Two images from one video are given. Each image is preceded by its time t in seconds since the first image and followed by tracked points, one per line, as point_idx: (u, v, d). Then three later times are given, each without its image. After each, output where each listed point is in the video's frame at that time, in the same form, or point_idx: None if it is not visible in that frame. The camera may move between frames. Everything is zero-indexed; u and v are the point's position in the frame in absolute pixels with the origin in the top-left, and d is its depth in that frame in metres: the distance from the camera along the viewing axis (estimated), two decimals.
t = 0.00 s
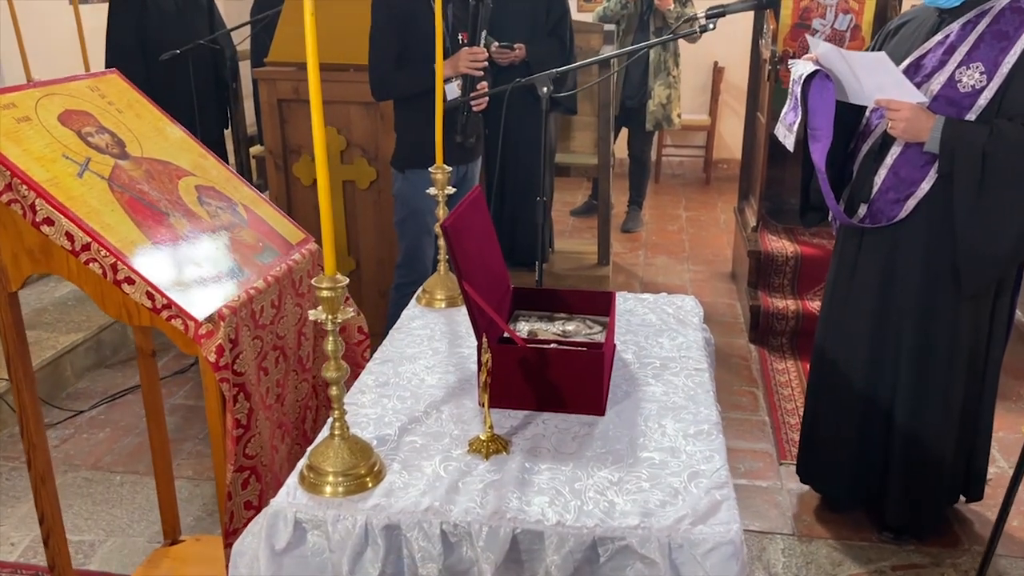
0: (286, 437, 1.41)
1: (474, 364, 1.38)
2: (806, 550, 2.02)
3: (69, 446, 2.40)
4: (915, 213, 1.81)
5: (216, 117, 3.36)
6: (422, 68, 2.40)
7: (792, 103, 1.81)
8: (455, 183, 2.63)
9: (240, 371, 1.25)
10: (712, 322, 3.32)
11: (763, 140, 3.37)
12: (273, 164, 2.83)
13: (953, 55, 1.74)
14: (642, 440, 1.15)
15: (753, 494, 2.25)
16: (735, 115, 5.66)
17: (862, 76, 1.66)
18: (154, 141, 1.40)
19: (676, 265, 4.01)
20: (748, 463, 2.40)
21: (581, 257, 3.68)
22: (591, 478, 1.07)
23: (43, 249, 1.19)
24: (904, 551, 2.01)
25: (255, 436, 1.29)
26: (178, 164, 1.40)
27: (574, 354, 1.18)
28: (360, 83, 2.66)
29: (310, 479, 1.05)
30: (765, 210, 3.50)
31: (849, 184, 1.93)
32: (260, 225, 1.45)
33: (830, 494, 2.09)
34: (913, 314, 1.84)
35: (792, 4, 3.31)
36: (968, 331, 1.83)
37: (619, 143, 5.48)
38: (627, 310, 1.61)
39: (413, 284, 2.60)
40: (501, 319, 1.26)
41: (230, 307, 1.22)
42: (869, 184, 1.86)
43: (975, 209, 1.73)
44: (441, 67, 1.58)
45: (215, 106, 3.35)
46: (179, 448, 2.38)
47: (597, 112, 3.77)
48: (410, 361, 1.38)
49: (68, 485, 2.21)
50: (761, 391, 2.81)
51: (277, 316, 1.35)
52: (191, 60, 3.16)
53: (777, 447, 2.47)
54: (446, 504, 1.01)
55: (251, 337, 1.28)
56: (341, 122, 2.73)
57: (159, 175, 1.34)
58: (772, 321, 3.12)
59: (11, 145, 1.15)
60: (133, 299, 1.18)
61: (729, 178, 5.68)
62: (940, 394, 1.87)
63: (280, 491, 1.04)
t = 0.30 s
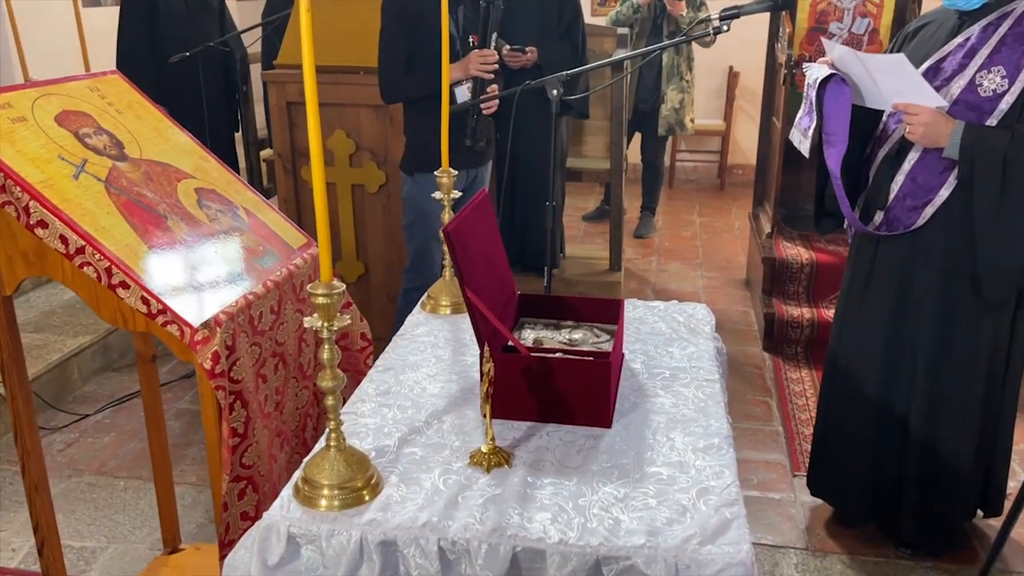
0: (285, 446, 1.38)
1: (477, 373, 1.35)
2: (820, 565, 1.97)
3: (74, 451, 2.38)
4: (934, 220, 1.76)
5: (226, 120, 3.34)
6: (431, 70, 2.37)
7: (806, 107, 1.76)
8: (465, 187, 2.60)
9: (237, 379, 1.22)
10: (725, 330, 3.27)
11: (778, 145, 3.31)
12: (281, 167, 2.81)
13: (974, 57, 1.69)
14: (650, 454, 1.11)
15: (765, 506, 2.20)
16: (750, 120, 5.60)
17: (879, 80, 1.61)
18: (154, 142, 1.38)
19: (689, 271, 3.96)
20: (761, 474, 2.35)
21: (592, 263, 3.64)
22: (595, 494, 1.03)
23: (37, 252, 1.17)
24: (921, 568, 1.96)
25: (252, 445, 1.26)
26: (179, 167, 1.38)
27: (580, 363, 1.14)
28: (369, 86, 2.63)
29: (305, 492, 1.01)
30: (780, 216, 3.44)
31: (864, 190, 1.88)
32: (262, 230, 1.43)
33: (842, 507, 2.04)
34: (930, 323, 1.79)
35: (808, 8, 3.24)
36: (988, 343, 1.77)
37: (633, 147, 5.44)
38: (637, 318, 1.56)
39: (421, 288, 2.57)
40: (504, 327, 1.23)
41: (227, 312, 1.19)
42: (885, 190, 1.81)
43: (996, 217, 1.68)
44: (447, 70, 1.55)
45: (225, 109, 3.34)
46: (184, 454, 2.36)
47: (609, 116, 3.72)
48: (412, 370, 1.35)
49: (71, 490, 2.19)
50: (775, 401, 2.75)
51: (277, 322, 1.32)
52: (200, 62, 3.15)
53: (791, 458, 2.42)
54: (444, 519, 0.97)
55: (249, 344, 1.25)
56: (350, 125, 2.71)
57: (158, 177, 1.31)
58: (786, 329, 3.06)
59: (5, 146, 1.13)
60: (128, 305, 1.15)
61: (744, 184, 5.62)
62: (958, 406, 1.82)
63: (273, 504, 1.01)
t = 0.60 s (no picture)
0: (281, 456, 1.35)
1: (479, 383, 1.31)
2: None
3: (78, 455, 2.36)
4: (954, 229, 1.70)
5: (237, 122, 3.33)
6: (441, 73, 2.34)
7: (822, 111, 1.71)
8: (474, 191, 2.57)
9: (230, 388, 1.19)
10: (740, 338, 3.22)
11: (794, 150, 3.26)
12: (290, 171, 2.79)
13: (996, 61, 1.64)
14: (655, 470, 1.07)
15: (778, 520, 2.15)
16: (766, 125, 5.54)
17: (899, 84, 1.56)
18: (152, 144, 1.35)
19: (703, 278, 3.91)
20: (775, 487, 2.30)
21: (604, 269, 3.59)
22: (597, 512, 0.98)
23: (27, 256, 1.14)
24: None
25: (246, 456, 1.23)
26: (176, 169, 1.35)
27: (582, 375, 1.10)
28: (379, 89, 2.61)
29: (295, 507, 0.97)
30: (796, 222, 3.38)
31: (881, 197, 1.83)
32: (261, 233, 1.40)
33: (857, 523, 1.99)
34: (949, 335, 1.74)
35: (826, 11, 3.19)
36: (1010, 355, 1.71)
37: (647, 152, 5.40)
38: (645, 327, 1.52)
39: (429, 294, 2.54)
40: (506, 336, 1.19)
41: (220, 319, 1.16)
42: (904, 197, 1.76)
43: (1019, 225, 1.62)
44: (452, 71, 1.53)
45: (236, 112, 3.32)
46: (188, 459, 2.34)
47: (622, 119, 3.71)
48: (412, 379, 1.31)
49: (74, 495, 2.17)
50: (790, 411, 2.70)
51: (274, 329, 1.29)
52: (211, 64, 3.13)
53: (805, 470, 2.36)
54: (438, 537, 0.94)
55: (243, 351, 1.22)
56: (359, 128, 2.68)
57: (154, 180, 1.29)
58: (802, 338, 3.01)
59: None
60: (119, 311, 1.12)
61: (760, 190, 5.56)
62: (978, 420, 1.76)
63: (263, 519, 0.97)
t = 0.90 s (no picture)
0: (285, 462, 1.33)
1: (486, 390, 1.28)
2: None
3: (88, 457, 2.35)
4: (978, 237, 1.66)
5: (252, 125, 3.32)
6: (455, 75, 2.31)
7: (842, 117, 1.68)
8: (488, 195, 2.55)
9: (232, 394, 1.17)
10: (757, 346, 3.17)
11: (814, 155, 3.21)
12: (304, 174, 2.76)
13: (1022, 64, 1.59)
14: (665, 484, 1.03)
15: (794, 532, 2.10)
16: (786, 130, 5.48)
17: (923, 86, 1.52)
18: (157, 145, 1.34)
19: (721, 284, 3.86)
20: (791, 498, 2.25)
21: (620, 274, 3.55)
22: (603, 527, 0.95)
23: (28, 258, 1.12)
24: None
25: (248, 463, 1.21)
26: (181, 171, 1.33)
27: (590, 385, 1.07)
28: (393, 92, 2.59)
29: (294, 518, 0.95)
30: (815, 228, 3.33)
31: (903, 203, 1.78)
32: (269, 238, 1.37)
33: (877, 538, 1.94)
34: (973, 346, 1.69)
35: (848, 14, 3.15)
36: None
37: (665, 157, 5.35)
38: (658, 334, 1.49)
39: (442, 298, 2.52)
40: (514, 344, 1.16)
41: (223, 324, 1.14)
42: (926, 203, 1.71)
43: None
44: (463, 72, 1.50)
45: (251, 114, 3.32)
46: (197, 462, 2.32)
47: (639, 121, 3.68)
48: (418, 386, 1.28)
49: (83, 498, 2.16)
50: (808, 421, 2.65)
51: (278, 334, 1.27)
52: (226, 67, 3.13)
53: (823, 482, 2.31)
54: (439, 552, 0.91)
55: (246, 356, 1.20)
56: (373, 131, 2.66)
57: (159, 182, 1.27)
58: (820, 346, 2.95)
59: None
60: (120, 314, 1.10)
61: (779, 195, 5.49)
62: (1003, 434, 1.71)
63: (260, 529, 0.95)
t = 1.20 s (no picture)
0: (291, 470, 1.32)
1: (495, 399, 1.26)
2: None
3: (102, 459, 2.36)
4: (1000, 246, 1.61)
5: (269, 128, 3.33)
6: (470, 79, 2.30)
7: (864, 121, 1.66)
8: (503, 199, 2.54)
9: (237, 401, 1.16)
10: (774, 353, 3.13)
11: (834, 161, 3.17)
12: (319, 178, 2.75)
13: None
14: (675, 498, 1.01)
15: (811, 544, 2.06)
16: (806, 134, 5.42)
17: (946, 92, 1.47)
18: (166, 148, 1.33)
19: (739, 290, 3.82)
20: (808, 510, 2.21)
21: (637, 279, 3.52)
22: (610, 543, 0.93)
23: (35, 263, 1.11)
24: None
25: (253, 470, 1.20)
26: (190, 175, 1.33)
27: (600, 396, 1.04)
28: (408, 95, 2.58)
29: (295, 529, 0.93)
30: (835, 234, 3.29)
31: (925, 209, 1.74)
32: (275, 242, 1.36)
33: (897, 551, 1.90)
34: (993, 358, 1.62)
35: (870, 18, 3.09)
36: None
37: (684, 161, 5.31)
38: (671, 343, 1.46)
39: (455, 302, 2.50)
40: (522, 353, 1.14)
41: (228, 330, 1.13)
42: (948, 211, 1.67)
43: None
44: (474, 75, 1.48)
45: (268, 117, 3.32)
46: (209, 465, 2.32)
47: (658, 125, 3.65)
48: (426, 395, 1.26)
49: (95, 500, 2.16)
50: (826, 430, 2.61)
51: (285, 340, 1.26)
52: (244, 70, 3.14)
53: (840, 494, 2.27)
54: (441, 566, 0.89)
55: (252, 362, 1.19)
56: (388, 135, 2.65)
57: (167, 186, 1.26)
58: (839, 354, 2.91)
59: (4, 152, 1.08)
60: (125, 319, 1.09)
61: (799, 200, 5.43)
62: None
63: (262, 540, 0.93)
